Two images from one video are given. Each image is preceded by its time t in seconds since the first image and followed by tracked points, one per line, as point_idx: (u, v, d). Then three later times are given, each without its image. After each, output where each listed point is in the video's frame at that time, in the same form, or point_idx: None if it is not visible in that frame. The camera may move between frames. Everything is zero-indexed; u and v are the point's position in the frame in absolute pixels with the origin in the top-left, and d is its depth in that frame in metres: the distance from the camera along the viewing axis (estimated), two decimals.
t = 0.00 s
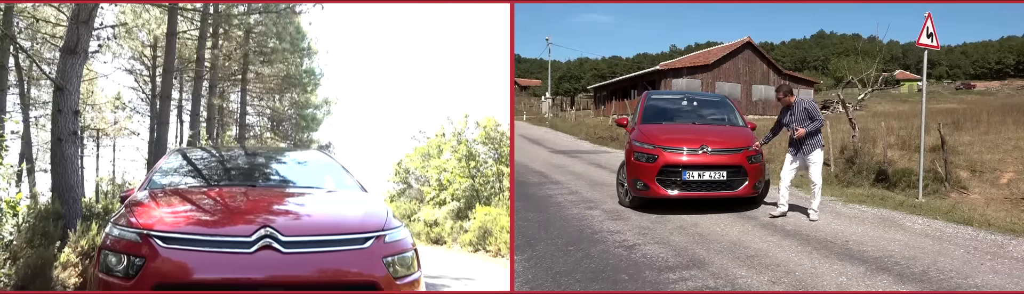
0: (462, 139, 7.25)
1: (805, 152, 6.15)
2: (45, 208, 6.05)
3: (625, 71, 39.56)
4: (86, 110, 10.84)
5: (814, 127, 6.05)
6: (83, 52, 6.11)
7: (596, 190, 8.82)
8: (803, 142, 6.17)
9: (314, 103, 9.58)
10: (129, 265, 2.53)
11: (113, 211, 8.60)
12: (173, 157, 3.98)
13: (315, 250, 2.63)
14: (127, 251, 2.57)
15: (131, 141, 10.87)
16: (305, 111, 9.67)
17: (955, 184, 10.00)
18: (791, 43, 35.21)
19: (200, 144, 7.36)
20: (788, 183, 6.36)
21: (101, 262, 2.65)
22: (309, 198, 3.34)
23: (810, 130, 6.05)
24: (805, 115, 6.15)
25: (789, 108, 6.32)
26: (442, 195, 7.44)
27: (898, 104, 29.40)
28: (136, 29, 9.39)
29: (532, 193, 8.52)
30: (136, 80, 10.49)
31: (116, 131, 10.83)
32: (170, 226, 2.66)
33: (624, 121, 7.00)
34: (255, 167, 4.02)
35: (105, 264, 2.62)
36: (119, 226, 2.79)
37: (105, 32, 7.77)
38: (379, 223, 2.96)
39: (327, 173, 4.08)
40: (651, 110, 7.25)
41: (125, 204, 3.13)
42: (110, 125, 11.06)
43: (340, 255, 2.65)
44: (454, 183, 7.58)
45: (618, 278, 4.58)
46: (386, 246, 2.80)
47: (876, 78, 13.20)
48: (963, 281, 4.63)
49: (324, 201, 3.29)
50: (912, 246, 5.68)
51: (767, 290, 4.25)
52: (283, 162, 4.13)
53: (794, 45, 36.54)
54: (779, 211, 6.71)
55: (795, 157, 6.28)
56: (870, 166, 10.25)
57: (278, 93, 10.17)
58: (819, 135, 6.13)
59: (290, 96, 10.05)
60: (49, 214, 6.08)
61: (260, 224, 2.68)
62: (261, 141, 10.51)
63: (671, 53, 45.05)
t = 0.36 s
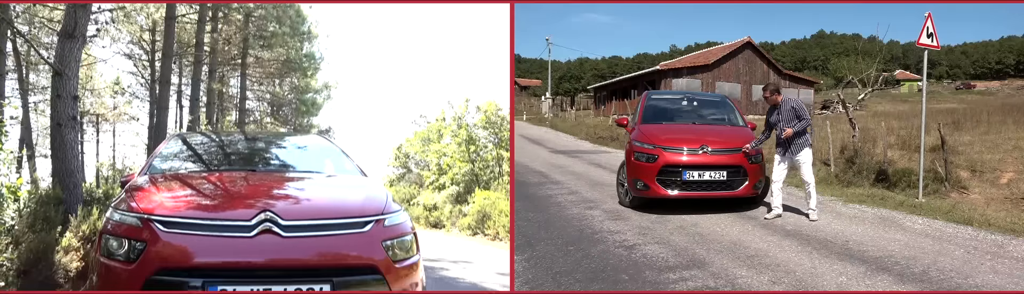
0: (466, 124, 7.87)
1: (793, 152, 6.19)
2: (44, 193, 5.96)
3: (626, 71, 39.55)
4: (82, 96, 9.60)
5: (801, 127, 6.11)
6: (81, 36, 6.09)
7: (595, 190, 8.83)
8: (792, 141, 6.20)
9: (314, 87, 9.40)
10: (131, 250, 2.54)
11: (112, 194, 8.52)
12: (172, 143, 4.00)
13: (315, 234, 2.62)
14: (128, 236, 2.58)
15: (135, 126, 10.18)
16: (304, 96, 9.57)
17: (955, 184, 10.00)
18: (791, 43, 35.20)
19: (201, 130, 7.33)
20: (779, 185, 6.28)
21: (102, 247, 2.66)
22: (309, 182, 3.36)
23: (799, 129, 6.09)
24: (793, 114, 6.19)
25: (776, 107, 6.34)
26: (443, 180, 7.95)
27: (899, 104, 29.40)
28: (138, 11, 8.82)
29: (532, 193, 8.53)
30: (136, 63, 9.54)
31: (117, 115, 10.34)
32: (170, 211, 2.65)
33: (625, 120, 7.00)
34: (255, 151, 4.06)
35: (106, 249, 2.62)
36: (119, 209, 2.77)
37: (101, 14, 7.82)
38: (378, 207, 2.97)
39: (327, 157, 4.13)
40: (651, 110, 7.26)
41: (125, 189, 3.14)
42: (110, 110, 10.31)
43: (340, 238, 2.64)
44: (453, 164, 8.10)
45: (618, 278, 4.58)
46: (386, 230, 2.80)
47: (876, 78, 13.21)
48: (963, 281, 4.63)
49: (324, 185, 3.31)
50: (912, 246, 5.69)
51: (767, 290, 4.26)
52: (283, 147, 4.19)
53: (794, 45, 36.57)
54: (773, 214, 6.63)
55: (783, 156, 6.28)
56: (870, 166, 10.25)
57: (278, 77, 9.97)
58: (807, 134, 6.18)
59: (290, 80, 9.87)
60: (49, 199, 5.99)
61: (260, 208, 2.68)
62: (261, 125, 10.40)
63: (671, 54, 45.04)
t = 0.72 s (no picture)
0: (465, 109, 8.51)
1: (785, 151, 6.21)
2: (48, 178, 5.74)
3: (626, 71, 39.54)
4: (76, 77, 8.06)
5: (791, 126, 6.14)
6: (79, 20, 6.04)
7: (596, 190, 8.82)
8: (782, 141, 6.22)
9: (314, 71, 9.47)
10: (131, 234, 2.53)
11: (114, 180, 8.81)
12: (172, 128, 4.00)
13: (316, 218, 2.60)
14: (128, 220, 2.57)
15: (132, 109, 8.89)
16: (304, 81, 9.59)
17: (956, 184, 9.98)
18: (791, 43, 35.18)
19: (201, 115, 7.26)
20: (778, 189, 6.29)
21: (103, 231, 2.65)
22: (309, 166, 3.36)
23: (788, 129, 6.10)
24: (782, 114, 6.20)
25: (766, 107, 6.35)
26: (444, 164, 9.11)
27: (899, 104, 29.38)
28: None
29: (532, 193, 8.53)
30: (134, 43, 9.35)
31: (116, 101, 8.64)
32: (171, 195, 2.63)
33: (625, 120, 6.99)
34: (255, 136, 4.07)
35: (108, 233, 2.62)
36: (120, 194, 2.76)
37: None
38: (378, 191, 2.97)
39: (328, 142, 4.12)
40: (651, 110, 7.26)
41: (125, 174, 3.14)
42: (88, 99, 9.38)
43: (341, 222, 2.63)
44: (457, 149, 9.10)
45: (618, 278, 4.58)
46: (386, 214, 2.79)
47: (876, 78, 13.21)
48: (963, 282, 4.63)
49: (323, 170, 3.31)
50: (912, 246, 5.68)
51: (767, 290, 4.25)
52: (283, 132, 4.19)
53: (795, 45, 36.58)
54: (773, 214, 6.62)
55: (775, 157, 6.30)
56: (871, 166, 10.25)
57: (278, 62, 10.16)
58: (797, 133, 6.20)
59: (290, 64, 9.92)
60: (50, 184, 5.75)
61: (260, 192, 2.66)
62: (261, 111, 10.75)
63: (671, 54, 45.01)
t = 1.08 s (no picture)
0: (466, 96, 11.15)
1: (782, 151, 6.26)
2: (49, 165, 6.02)
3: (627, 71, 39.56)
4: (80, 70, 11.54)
5: (790, 125, 6.21)
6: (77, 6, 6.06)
7: (597, 191, 8.86)
8: (780, 140, 6.24)
9: (314, 58, 11.23)
10: (132, 220, 2.56)
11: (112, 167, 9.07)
12: (172, 114, 4.07)
13: (315, 203, 2.65)
14: (130, 207, 2.60)
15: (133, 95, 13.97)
16: (305, 66, 11.22)
17: (956, 184, 10.01)
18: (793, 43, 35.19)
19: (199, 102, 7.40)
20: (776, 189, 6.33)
21: (105, 217, 2.69)
22: (308, 152, 3.42)
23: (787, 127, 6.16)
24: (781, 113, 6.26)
25: (763, 106, 6.39)
26: (444, 150, 11.27)
27: (901, 104, 29.38)
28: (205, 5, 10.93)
29: (533, 193, 8.57)
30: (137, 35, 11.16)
31: (119, 86, 13.69)
32: (171, 181, 2.68)
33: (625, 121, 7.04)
34: (255, 122, 4.12)
35: (109, 219, 2.66)
36: (121, 182, 2.80)
37: None
38: (378, 176, 3.03)
39: (327, 128, 4.21)
40: (652, 110, 7.30)
41: (125, 160, 3.19)
42: (108, 82, 13.73)
43: (341, 207, 2.68)
44: (456, 135, 11.35)
45: (619, 278, 4.62)
46: (386, 199, 2.85)
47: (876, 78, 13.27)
48: (964, 282, 4.66)
49: (322, 155, 3.36)
50: (913, 246, 5.71)
51: (768, 290, 4.29)
52: (283, 118, 4.24)
53: (796, 45, 36.62)
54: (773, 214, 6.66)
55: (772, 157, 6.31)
56: (871, 166, 10.30)
57: (279, 47, 11.20)
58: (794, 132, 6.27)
59: (290, 50, 11.18)
60: (51, 170, 6.04)
61: (260, 179, 2.71)
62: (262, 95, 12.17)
63: (673, 54, 45.02)
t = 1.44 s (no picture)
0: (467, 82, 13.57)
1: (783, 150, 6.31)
2: (49, 151, 6.07)
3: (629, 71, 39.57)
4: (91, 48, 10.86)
5: (790, 125, 6.26)
6: None
7: (599, 191, 8.90)
8: (780, 138, 6.28)
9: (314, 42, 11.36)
10: (132, 205, 2.62)
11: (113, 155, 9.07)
12: (171, 99, 4.12)
13: (316, 188, 2.71)
14: (131, 192, 2.65)
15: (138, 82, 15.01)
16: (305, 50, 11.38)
17: (958, 184, 10.04)
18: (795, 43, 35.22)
19: (200, 87, 7.43)
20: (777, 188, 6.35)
21: (106, 203, 2.75)
22: (308, 138, 3.46)
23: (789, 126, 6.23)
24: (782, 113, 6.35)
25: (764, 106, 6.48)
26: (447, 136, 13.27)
27: (904, 104, 29.41)
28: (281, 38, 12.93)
29: (535, 193, 8.62)
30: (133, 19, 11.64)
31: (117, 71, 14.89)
32: (171, 167, 2.73)
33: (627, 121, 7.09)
34: (255, 108, 4.18)
35: (109, 205, 2.72)
36: (121, 168, 2.86)
37: None
38: (378, 162, 3.09)
39: (328, 113, 4.27)
40: (653, 110, 7.34)
41: (125, 145, 3.24)
42: (107, 65, 14.98)
43: (341, 192, 2.73)
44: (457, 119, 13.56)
45: (621, 278, 4.67)
46: (386, 184, 2.91)
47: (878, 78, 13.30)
48: (966, 282, 4.70)
49: (322, 141, 3.40)
50: (915, 247, 5.76)
51: (770, 291, 4.34)
52: (283, 103, 4.30)
53: (798, 45, 36.63)
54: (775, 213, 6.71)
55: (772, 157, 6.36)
56: (873, 166, 10.36)
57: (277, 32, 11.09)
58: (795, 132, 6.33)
59: (289, 35, 11.25)
60: (51, 157, 6.11)
61: (260, 164, 2.75)
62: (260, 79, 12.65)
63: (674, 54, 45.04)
